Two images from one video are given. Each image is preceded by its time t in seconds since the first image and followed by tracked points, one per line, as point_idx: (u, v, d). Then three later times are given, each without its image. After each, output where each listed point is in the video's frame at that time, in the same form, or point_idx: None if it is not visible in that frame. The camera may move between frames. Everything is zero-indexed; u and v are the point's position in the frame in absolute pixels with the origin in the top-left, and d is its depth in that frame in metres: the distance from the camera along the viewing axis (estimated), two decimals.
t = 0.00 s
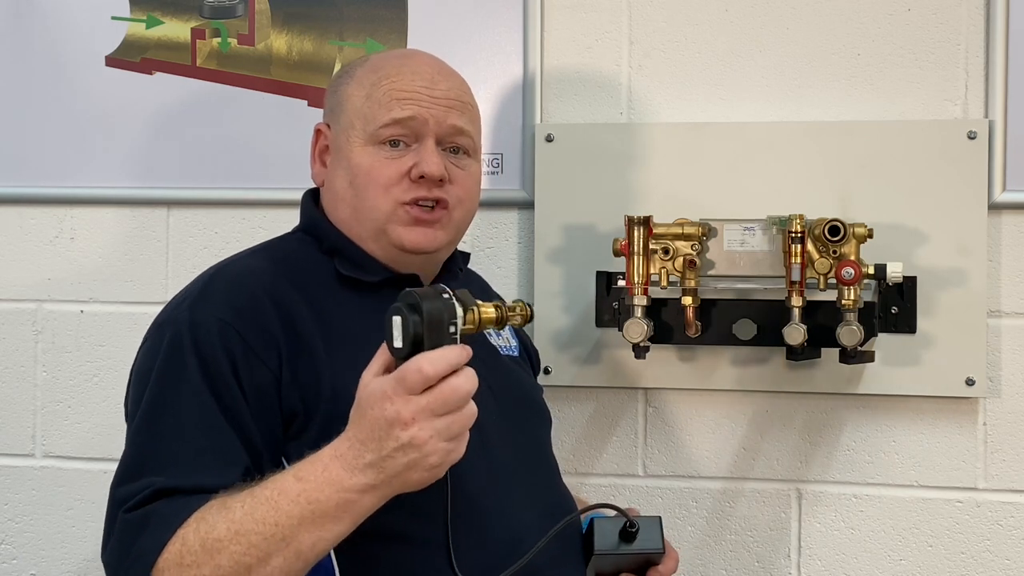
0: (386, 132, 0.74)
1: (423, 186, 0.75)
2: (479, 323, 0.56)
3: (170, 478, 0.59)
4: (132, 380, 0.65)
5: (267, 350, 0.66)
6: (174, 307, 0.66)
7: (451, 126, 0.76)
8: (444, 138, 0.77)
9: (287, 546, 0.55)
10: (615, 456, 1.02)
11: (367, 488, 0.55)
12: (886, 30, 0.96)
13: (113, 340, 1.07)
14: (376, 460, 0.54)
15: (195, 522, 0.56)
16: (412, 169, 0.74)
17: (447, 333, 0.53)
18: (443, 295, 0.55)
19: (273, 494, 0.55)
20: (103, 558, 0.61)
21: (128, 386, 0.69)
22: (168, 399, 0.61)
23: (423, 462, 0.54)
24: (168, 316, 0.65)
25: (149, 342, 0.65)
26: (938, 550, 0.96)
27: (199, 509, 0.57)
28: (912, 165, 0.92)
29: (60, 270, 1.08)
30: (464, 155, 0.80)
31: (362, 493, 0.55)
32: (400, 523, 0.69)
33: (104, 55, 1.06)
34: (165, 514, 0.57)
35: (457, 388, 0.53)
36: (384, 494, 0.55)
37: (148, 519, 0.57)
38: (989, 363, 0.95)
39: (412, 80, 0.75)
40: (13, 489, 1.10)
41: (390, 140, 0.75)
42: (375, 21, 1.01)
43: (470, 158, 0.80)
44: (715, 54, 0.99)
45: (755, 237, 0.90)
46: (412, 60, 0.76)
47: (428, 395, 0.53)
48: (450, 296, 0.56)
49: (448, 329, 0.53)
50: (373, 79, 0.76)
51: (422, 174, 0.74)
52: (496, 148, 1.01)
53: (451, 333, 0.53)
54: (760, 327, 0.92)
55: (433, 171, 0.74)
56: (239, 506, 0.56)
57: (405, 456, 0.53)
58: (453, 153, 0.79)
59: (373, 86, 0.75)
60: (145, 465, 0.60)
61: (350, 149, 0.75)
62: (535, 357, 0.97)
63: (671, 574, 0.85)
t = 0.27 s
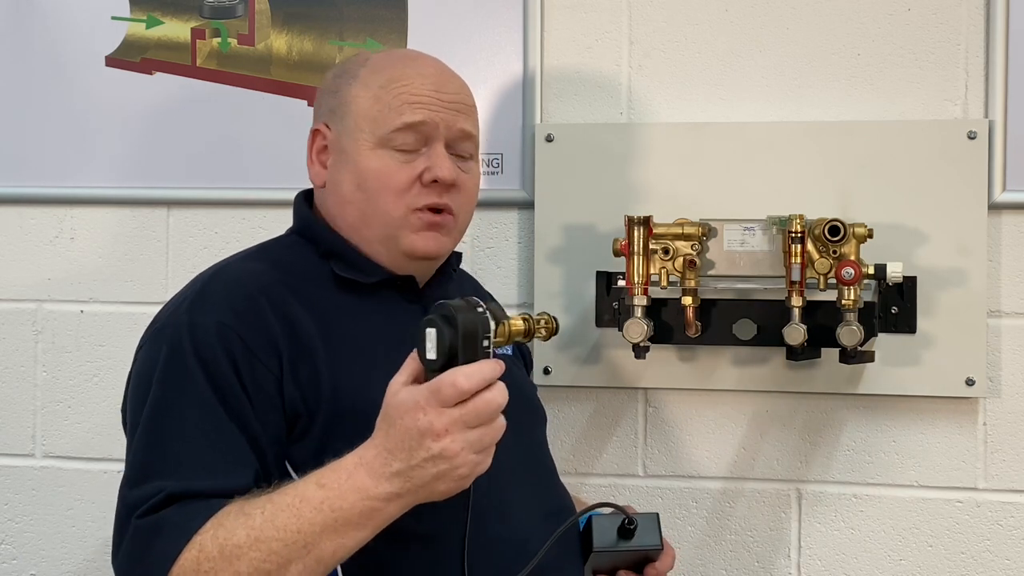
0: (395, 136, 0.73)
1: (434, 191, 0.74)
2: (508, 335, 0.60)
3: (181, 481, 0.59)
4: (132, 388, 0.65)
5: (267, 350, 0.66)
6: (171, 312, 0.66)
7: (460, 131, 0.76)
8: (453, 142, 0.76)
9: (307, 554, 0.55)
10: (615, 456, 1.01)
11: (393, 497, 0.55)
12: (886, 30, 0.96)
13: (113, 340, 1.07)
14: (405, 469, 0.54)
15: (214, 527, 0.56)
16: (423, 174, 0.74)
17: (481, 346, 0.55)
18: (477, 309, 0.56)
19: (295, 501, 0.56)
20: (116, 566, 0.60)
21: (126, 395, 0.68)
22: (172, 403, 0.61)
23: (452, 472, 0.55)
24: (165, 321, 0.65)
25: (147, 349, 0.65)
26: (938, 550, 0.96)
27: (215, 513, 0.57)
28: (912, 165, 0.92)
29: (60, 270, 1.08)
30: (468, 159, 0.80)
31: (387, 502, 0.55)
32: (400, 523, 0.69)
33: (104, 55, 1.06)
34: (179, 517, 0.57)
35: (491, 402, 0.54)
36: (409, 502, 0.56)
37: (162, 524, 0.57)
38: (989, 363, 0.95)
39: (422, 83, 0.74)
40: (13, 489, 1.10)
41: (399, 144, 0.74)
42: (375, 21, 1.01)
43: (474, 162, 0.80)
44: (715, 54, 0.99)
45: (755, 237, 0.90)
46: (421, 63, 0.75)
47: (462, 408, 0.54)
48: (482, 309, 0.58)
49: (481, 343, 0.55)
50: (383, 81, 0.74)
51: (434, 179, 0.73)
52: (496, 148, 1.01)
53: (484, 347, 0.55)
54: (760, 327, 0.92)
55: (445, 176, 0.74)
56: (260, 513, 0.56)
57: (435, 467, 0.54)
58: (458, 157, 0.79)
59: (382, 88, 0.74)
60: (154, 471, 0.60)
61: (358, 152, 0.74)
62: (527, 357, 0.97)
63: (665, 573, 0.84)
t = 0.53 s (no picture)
0: (454, 154, 0.74)
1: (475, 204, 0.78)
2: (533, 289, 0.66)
3: (211, 479, 0.59)
4: (133, 401, 0.64)
5: (268, 350, 0.66)
6: (169, 322, 0.65)
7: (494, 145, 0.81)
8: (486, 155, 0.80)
9: (360, 520, 0.57)
10: (615, 456, 1.02)
11: (438, 449, 0.58)
12: (886, 30, 0.96)
13: (113, 340, 1.07)
14: (449, 417, 0.58)
15: (260, 510, 0.57)
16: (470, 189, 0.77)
17: (512, 293, 0.61)
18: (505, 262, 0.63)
19: (341, 468, 0.57)
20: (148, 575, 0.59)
21: (126, 412, 0.67)
22: (183, 409, 0.61)
23: (494, 414, 0.59)
24: (163, 332, 0.65)
25: (145, 361, 0.64)
26: (938, 550, 0.96)
27: (259, 501, 0.57)
28: (912, 165, 0.92)
29: (60, 270, 1.08)
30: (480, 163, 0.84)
31: (433, 455, 0.58)
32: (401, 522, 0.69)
33: (104, 55, 1.06)
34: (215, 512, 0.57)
35: (528, 341, 0.60)
36: (454, 452, 0.59)
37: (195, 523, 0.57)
38: (989, 363, 0.95)
39: (474, 102, 0.76)
40: (13, 489, 1.10)
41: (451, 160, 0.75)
42: (375, 21, 1.01)
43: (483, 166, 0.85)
44: (714, 54, 0.99)
45: (755, 237, 0.90)
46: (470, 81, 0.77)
47: (502, 348, 0.59)
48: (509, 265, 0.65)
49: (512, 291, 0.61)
50: (437, 96, 0.73)
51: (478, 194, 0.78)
52: (496, 148, 1.01)
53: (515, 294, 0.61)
54: (760, 326, 0.92)
55: (489, 188, 0.78)
56: (307, 486, 0.57)
57: (479, 408, 0.58)
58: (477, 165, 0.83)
59: (438, 103, 0.73)
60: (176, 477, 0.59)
61: (419, 169, 0.73)
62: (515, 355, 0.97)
63: (660, 568, 0.85)
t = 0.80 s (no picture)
0: (468, 161, 0.76)
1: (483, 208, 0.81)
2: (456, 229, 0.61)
3: (192, 471, 0.58)
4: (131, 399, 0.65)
5: (267, 351, 0.66)
6: (167, 321, 0.66)
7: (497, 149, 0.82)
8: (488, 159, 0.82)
9: (324, 490, 0.55)
10: (615, 456, 1.01)
11: (392, 407, 0.57)
12: (886, 30, 0.96)
13: (114, 340, 1.07)
14: (398, 371, 0.56)
15: (228, 496, 0.55)
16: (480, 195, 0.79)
17: (434, 239, 0.56)
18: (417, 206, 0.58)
19: (298, 441, 0.56)
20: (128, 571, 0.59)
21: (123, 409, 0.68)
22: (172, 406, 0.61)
23: (443, 359, 0.57)
24: (162, 331, 0.65)
25: (144, 359, 0.65)
26: (938, 550, 0.96)
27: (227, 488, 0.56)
28: (912, 165, 0.92)
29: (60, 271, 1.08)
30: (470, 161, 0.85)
31: (388, 413, 0.56)
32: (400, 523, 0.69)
33: (104, 55, 1.06)
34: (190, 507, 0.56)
35: (462, 281, 0.57)
36: (411, 406, 0.57)
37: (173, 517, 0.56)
38: (989, 363, 0.95)
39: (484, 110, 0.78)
40: (13, 489, 1.10)
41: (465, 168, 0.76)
42: (375, 21, 1.01)
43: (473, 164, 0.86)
44: (714, 54, 0.98)
45: (755, 237, 0.90)
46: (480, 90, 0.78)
47: (435, 295, 0.56)
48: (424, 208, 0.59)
49: (433, 236, 0.56)
50: (454, 103, 0.75)
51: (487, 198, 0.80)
52: (496, 148, 1.01)
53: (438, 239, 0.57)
54: (760, 326, 0.92)
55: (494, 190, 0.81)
56: (269, 464, 0.56)
57: (425, 357, 0.56)
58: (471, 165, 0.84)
59: (455, 110, 0.75)
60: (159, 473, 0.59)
61: (439, 178, 0.74)
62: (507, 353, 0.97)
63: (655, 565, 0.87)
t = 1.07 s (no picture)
0: (384, 145, 0.74)
1: (420, 200, 0.75)
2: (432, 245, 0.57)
3: (171, 472, 0.58)
4: (125, 391, 0.65)
5: (262, 354, 0.66)
6: (164, 317, 0.66)
7: (448, 139, 0.77)
8: (442, 150, 0.77)
9: (288, 509, 0.53)
10: (615, 456, 1.01)
11: (359, 431, 0.54)
12: (886, 30, 0.96)
13: (114, 340, 1.07)
14: (362, 398, 0.54)
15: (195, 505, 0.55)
16: (409, 182, 0.74)
17: (404, 262, 0.53)
18: (391, 225, 0.55)
19: (266, 458, 0.54)
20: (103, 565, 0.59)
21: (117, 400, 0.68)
22: (160, 405, 0.60)
23: (409, 386, 0.55)
24: (158, 326, 0.65)
25: (139, 353, 0.65)
26: (938, 550, 0.96)
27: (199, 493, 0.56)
28: (912, 165, 0.92)
29: (60, 271, 1.08)
30: (456, 166, 0.80)
31: (357, 437, 0.54)
32: (401, 523, 0.69)
33: (104, 55, 1.06)
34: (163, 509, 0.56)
35: (427, 310, 0.53)
36: (380, 430, 0.55)
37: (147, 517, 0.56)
38: (989, 363, 0.95)
39: (409, 94, 0.75)
40: (12, 489, 1.10)
41: (389, 153, 0.75)
42: (375, 21, 1.01)
43: (461, 169, 0.81)
44: (715, 54, 0.99)
45: (755, 237, 0.89)
46: (410, 73, 0.76)
47: (398, 323, 0.53)
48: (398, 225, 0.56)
49: (404, 258, 0.53)
50: (372, 88, 0.75)
51: (420, 188, 0.74)
52: (496, 148, 1.01)
53: (408, 261, 0.54)
54: (760, 327, 0.92)
55: (431, 185, 0.74)
56: (237, 479, 0.54)
57: (390, 385, 0.54)
58: (446, 165, 0.79)
59: (369, 95, 0.74)
60: (139, 470, 0.59)
61: (345, 160, 0.74)
62: (508, 354, 0.98)
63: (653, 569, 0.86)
